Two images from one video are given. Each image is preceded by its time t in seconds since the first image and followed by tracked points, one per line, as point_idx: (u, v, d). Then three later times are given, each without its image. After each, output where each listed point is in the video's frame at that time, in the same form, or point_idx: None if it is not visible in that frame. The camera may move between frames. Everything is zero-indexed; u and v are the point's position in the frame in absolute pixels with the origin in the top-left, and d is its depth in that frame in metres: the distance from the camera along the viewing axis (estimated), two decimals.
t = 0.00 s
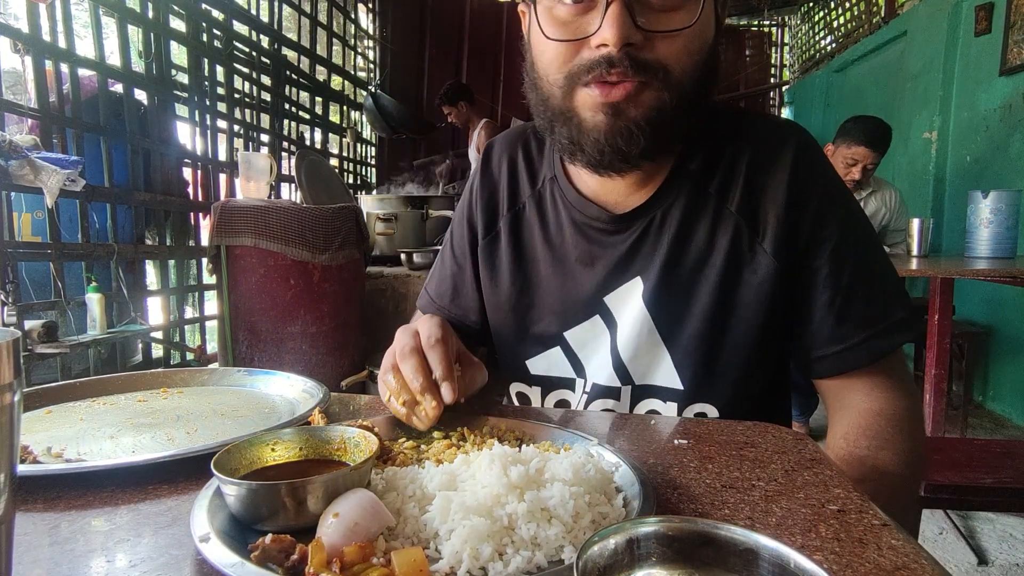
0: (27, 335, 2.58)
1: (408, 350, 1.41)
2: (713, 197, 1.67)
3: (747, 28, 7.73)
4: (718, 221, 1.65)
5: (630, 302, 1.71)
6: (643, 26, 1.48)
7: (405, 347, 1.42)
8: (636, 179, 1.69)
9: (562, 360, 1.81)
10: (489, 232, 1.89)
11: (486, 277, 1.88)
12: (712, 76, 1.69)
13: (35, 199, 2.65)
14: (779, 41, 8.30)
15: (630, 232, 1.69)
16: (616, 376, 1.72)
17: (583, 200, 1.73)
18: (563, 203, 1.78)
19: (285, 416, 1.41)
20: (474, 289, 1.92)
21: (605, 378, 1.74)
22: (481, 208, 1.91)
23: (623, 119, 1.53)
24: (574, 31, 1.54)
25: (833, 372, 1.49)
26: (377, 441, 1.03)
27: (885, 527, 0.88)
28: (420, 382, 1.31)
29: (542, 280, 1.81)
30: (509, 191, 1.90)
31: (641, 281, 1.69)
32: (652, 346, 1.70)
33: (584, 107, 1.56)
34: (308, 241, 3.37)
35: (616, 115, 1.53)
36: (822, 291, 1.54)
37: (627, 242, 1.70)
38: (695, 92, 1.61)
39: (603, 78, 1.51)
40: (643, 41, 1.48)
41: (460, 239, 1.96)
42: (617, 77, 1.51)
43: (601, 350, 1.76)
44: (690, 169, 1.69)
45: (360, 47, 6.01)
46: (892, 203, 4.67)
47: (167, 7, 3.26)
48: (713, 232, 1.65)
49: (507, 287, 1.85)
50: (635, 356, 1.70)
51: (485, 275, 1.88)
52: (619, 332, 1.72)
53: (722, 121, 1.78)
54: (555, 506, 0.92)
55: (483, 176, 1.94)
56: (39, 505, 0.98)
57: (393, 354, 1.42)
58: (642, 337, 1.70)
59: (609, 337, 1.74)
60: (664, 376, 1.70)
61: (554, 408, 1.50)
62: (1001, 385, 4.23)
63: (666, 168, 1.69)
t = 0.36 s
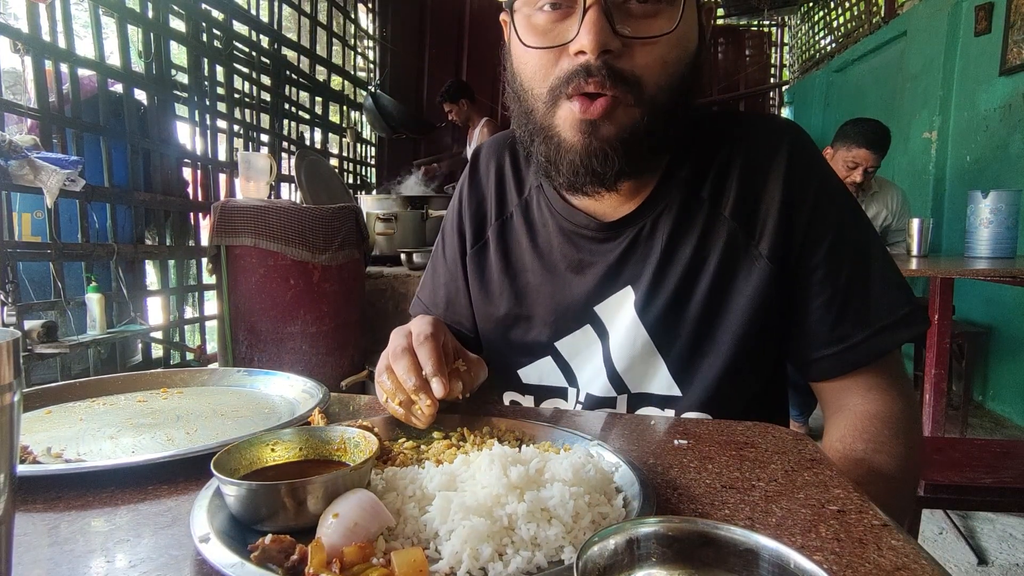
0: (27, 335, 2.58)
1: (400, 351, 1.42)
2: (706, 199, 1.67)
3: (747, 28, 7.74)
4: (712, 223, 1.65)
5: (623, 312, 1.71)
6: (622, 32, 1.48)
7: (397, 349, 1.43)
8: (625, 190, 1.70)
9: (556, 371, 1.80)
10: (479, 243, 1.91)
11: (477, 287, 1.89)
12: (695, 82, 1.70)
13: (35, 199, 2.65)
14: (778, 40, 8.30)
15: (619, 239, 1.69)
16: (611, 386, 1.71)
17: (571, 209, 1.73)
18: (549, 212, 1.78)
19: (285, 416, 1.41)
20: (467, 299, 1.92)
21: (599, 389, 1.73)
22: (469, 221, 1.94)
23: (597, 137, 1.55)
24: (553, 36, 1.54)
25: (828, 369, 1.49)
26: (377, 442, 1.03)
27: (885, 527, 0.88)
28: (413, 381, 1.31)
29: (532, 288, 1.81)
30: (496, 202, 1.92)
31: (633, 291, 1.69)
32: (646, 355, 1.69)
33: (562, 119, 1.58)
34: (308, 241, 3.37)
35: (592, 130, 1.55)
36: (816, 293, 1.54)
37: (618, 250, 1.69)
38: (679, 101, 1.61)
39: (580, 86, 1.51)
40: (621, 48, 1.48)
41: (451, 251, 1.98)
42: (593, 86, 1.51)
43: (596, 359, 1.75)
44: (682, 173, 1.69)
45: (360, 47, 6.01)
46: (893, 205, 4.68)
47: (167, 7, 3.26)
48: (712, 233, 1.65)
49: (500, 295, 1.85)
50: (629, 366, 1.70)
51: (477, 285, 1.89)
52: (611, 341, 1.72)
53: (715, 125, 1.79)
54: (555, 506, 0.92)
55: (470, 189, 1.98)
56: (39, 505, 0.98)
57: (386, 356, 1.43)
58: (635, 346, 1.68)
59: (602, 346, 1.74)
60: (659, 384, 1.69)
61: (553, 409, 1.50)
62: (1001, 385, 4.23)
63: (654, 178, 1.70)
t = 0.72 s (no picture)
0: (27, 335, 2.58)
1: (402, 352, 1.42)
2: (705, 199, 1.67)
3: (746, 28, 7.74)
4: (711, 223, 1.65)
5: (621, 311, 1.71)
6: (625, 29, 1.48)
7: (399, 350, 1.43)
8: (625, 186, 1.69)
9: (554, 370, 1.80)
10: (477, 244, 1.91)
11: (476, 287, 1.90)
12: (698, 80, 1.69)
13: (35, 200, 2.65)
14: (778, 40, 8.29)
15: (617, 239, 1.69)
16: (610, 386, 1.71)
17: (569, 208, 1.73)
18: (547, 212, 1.78)
19: (284, 417, 1.40)
20: (466, 299, 1.92)
21: (599, 388, 1.73)
22: (467, 221, 1.94)
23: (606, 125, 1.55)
24: (554, 33, 1.54)
25: (828, 368, 1.49)
26: (377, 442, 1.02)
27: (885, 527, 0.88)
28: (415, 384, 1.31)
29: (530, 288, 1.81)
30: (494, 202, 1.92)
31: (632, 289, 1.69)
32: (647, 354, 1.69)
33: (567, 113, 1.58)
34: (308, 241, 3.37)
35: (599, 121, 1.55)
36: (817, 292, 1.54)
37: (615, 249, 1.69)
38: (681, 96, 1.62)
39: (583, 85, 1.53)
40: (625, 44, 1.49)
41: (450, 251, 1.98)
42: (598, 83, 1.52)
43: (595, 359, 1.75)
44: (679, 172, 1.69)
45: (360, 47, 6.01)
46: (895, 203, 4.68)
47: (166, 7, 3.26)
48: (711, 233, 1.65)
49: (499, 296, 1.85)
50: (629, 365, 1.70)
51: (476, 285, 1.89)
52: (610, 340, 1.72)
53: (714, 125, 1.79)
54: (555, 506, 0.92)
55: (469, 189, 1.98)
56: (39, 505, 0.98)
57: (388, 358, 1.43)
58: (635, 346, 1.68)
59: (601, 345, 1.74)
60: (659, 383, 1.69)
61: (553, 409, 1.50)
62: (1001, 385, 4.23)
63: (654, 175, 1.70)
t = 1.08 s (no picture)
0: (26, 335, 2.58)
1: (401, 353, 1.42)
2: (703, 195, 1.67)
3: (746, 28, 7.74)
4: (709, 221, 1.65)
5: (620, 299, 1.71)
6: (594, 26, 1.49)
7: (398, 350, 1.43)
8: (623, 176, 1.69)
9: (555, 361, 1.80)
10: (483, 237, 1.91)
11: (480, 281, 1.89)
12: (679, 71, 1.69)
13: (35, 199, 2.65)
14: (779, 40, 8.29)
15: (617, 231, 1.69)
16: (611, 375, 1.71)
17: (572, 201, 1.74)
18: (552, 207, 1.79)
19: (284, 416, 1.40)
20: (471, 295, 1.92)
21: (600, 377, 1.73)
22: (474, 216, 1.94)
23: (580, 113, 1.54)
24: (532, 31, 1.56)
25: (824, 365, 1.49)
26: (377, 441, 1.02)
27: (885, 527, 0.88)
28: (414, 385, 1.31)
29: (533, 282, 1.81)
30: (500, 197, 1.92)
31: (631, 279, 1.69)
32: (647, 343, 1.69)
33: (547, 103, 1.58)
34: (308, 241, 3.37)
35: (574, 110, 1.55)
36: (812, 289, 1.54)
37: (614, 242, 1.70)
38: (663, 86, 1.61)
39: (556, 79, 1.54)
40: (593, 40, 1.49)
41: (456, 246, 1.98)
42: (569, 77, 1.53)
43: (595, 349, 1.75)
44: (677, 168, 1.69)
45: (360, 47, 6.02)
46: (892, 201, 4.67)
47: (166, 7, 3.26)
48: (711, 232, 1.65)
49: (504, 291, 1.85)
50: (630, 354, 1.70)
51: (479, 279, 1.89)
52: (611, 330, 1.72)
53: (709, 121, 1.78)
54: (555, 506, 0.92)
55: (476, 184, 1.97)
56: (39, 505, 0.98)
57: (387, 359, 1.43)
58: (635, 336, 1.69)
59: (601, 335, 1.74)
60: (659, 373, 1.69)
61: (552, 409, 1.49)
62: (1001, 385, 4.23)
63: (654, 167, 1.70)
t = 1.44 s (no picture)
0: (26, 335, 2.58)
1: (405, 352, 1.42)
2: (703, 196, 1.67)
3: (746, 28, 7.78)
4: (708, 231, 1.65)
5: (623, 289, 1.71)
6: (588, 19, 1.56)
7: (401, 350, 1.43)
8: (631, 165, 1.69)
9: (557, 347, 1.80)
10: (500, 228, 1.90)
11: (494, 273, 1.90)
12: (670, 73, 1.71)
13: (35, 199, 2.65)
14: (779, 40, 8.28)
15: (622, 227, 1.71)
16: (613, 361, 1.71)
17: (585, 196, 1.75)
18: (568, 202, 1.79)
19: (284, 416, 1.40)
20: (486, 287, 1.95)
21: (601, 363, 1.73)
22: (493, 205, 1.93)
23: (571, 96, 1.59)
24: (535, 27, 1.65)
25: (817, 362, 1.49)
26: (377, 442, 1.02)
27: (885, 527, 0.88)
28: (416, 385, 1.31)
29: (545, 276, 1.83)
30: (520, 189, 1.91)
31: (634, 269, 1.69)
32: (649, 332, 1.68)
33: (546, 91, 1.64)
34: (308, 241, 3.36)
35: (566, 95, 1.60)
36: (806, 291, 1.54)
37: (618, 237, 1.71)
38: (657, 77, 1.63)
39: (554, 67, 1.60)
40: (586, 32, 1.56)
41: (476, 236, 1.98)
42: (564, 63, 1.58)
43: (595, 337, 1.75)
44: (682, 171, 1.69)
45: (360, 47, 6.03)
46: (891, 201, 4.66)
47: (166, 7, 3.26)
48: (712, 231, 1.65)
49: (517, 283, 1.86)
50: (632, 342, 1.70)
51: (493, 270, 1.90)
52: (612, 318, 1.72)
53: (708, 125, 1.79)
54: (555, 506, 0.92)
55: (499, 175, 1.95)
56: (39, 505, 0.98)
57: (390, 357, 1.43)
58: (636, 324, 1.69)
59: (603, 324, 1.73)
60: (660, 362, 1.68)
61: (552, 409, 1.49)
62: (1001, 385, 4.23)
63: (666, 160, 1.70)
